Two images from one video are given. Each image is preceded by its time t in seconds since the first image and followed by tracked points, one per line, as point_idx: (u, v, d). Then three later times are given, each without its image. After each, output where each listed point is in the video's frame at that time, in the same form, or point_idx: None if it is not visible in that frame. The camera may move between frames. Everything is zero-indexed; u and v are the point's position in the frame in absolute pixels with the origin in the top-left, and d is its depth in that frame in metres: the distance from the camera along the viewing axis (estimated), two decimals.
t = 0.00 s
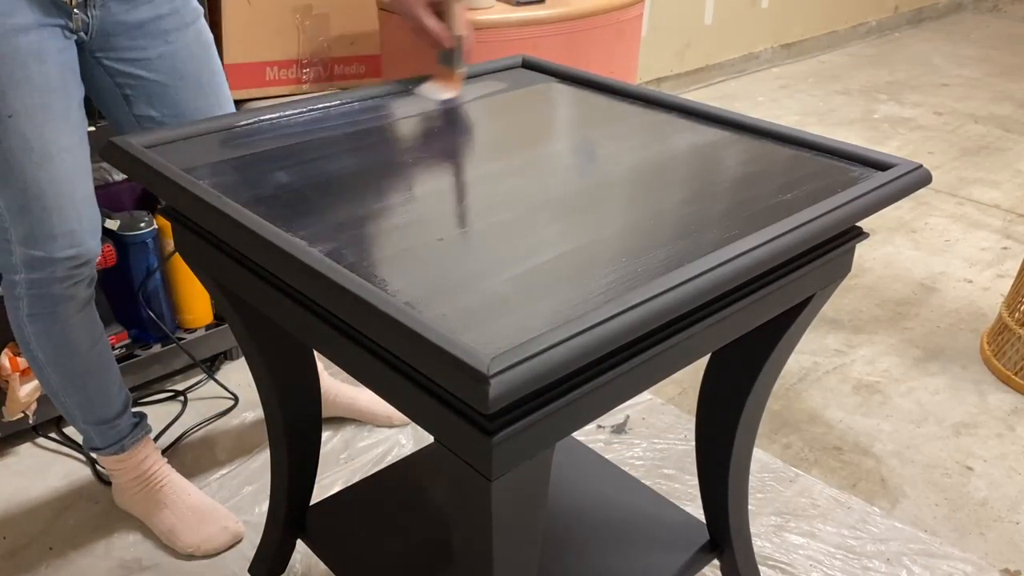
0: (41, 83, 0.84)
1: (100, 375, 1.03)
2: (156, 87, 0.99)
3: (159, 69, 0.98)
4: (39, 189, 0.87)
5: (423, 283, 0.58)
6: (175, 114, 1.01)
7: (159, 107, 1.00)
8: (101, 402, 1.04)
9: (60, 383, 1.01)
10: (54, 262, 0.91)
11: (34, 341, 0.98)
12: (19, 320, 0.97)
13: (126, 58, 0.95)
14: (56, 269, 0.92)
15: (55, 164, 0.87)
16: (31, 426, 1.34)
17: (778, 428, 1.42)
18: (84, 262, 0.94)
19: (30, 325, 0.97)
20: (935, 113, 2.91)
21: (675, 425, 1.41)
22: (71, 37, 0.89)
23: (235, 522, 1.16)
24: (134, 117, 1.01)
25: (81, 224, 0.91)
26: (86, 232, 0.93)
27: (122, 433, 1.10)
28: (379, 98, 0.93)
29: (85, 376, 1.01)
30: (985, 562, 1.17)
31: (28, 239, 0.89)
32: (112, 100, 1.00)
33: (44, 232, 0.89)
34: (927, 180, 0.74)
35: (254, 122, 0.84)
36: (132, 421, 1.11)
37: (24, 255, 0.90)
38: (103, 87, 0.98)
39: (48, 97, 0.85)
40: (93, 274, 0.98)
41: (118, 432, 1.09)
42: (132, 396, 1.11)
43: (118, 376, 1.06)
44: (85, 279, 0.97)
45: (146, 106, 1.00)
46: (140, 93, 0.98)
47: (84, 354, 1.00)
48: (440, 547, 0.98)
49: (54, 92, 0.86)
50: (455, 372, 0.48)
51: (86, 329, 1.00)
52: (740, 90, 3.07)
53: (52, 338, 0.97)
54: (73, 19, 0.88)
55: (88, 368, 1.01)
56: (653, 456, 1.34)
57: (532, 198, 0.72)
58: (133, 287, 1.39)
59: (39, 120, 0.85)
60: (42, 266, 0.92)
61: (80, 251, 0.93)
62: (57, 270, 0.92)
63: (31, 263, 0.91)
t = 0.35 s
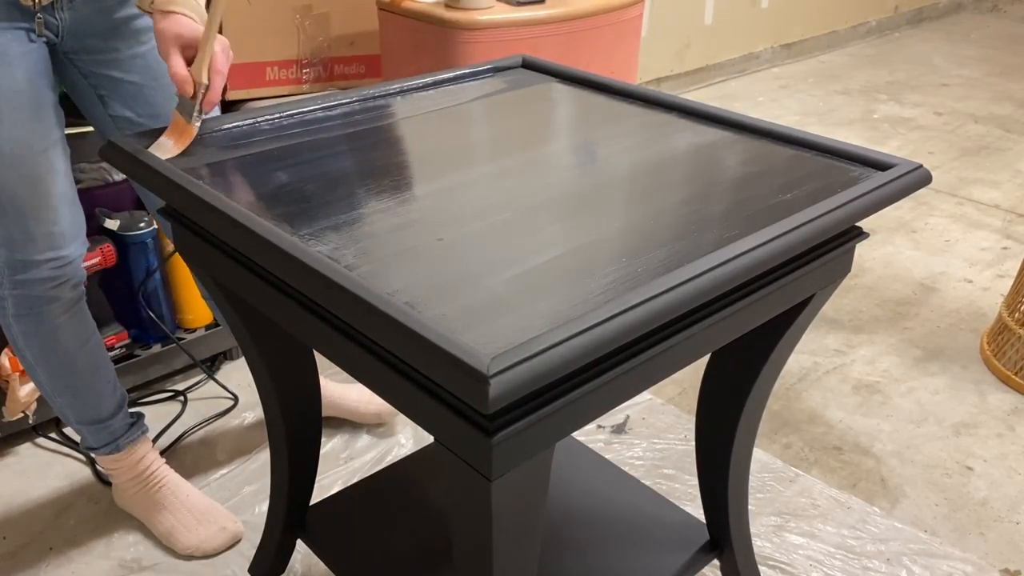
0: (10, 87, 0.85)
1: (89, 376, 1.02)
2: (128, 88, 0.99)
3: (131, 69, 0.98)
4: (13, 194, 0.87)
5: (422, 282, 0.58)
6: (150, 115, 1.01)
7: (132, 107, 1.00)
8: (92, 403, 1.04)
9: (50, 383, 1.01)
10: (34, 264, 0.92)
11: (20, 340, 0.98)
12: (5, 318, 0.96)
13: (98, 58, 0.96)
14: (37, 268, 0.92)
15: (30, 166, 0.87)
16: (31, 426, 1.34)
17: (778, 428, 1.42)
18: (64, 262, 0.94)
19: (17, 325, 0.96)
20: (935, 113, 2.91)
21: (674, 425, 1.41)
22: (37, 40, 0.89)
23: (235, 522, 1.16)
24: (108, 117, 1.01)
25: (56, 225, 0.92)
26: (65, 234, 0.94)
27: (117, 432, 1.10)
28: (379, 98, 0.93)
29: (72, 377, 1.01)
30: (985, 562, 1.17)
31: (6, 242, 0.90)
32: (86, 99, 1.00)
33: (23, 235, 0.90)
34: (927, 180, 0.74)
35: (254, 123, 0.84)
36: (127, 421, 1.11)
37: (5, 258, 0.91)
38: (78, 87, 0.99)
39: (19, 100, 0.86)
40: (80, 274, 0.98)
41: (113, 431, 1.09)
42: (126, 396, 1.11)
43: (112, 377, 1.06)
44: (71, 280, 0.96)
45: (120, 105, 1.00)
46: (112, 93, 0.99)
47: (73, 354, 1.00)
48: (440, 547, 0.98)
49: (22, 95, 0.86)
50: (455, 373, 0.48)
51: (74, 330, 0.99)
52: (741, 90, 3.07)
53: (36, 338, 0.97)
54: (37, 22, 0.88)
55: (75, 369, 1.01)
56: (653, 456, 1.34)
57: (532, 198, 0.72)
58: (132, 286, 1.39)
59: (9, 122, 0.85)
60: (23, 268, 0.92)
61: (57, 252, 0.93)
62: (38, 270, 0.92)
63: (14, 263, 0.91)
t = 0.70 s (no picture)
0: (24, 84, 0.85)
1: (98, 371, 1.03)
2: (146, 85, 0.99)
3: (148, 67, 0.98)
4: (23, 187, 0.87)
5: (422, 282, 0.58)
6: (166, 113, 1.02)
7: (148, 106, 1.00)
8: (99, 399, 1.05)
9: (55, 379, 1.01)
10: (43, 261, 0.92)
11: (31, 335, 0.98)
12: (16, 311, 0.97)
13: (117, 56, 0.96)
14: (45, 266, 0.93)
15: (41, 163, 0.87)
16: (31, 426, 1.34)
17: (778, 428, 1.42)
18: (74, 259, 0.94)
19: (25, 320, 0.97)
20: (935, 113, 2.91)
21: (675, 425, 1.41)
22: (56, 37, 0.89)
23: (236, 523, 1.16)
24: (128, 115, 1.02)
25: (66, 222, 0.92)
26: (76, 231, 0.94)
27: (119, 430, 1.10)
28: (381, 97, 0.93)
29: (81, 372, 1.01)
30: (985, 562, 1.17)
31: (18, 236, 0.90)
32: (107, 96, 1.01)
33: (33, 232, 0.90)
34: (927, 180, 0.74)
35: (254, 123, 0.84)
36: (130, 420, 1.10)
37: (16, 252, 0.91)
38: (99, 84, 1.00)
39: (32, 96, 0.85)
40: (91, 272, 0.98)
41: (115, 429, 1.09)
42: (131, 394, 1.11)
43: (119, 373, 1.06)
44: (81, 277, 0.97)
45: (137, 104, 1.01)
46: (130, 91, 1.00)
47: (81, 350, 1.00)
48: (440, 547, 0.98)
49: (36, 92, 0.86)
50: (456, 373, 0.48)
51: (81, 326, 0.99)
52: (741, 90, 3.07)
53: (45, 334, 0.98)
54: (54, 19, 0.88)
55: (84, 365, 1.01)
56: (653, 456, 1.34)
57: (533, 198, 0.72)
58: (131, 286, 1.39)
59: (24, 117, 0.85)
60: (32, 264, 0.92)
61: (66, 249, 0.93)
62: (47, 267, 0.93)
63: (22, 259, 0.92)
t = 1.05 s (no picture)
0: (120, 67, 0.86)
1: (128, 363, 1.05)
2: (222, 57, 0.99)
3: (226, 39, 0.98)
4: (94, 169, 0.89)
5: (423, 282, 0.58)
6: (233, 83, 1.01)
7: (221, 75, 1.00)
8: (126, 390, 1.06)
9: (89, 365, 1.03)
10: (107, 242, 0.94)
11: (71, 316, 1.00)
12: (62, 291, 0.98)
13: (198, 26, 0.96)
14: (108, 248, 0.95)
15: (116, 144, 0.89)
16: (31, 426, 1.34)
17: (778, 428, 1.42)
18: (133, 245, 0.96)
19: (70, 299, 0.99)
20: (935, 113, 2.91)
21: (675, 425, 1.41)
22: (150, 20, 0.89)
23: (236, 523, 1.16)
24: (194, 83, 1.01)
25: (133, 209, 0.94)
26: (139, 216, 0.96)
27: (135, 424, 1.10)
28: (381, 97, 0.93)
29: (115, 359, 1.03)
30: (985, 562, 1.17)
31: (84, 217, 0.92)
32: (176, 63, 1.00)
33: (101, 212, 0.92)
34: (927, 180, 0.74)
35: (255, 123, 0.84)
36: (145, 415, 1.11)
37: (78, 233, 0.93)
38: (171, 51, 0.99)
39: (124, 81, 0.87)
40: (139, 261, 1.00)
41: (132, 422, 1.09)
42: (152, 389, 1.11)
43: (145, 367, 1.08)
44: (131, 265, 0.99)
45: (206, 72, 1.00)
46: (203, 61, 0.99)
47: (115, 338, 1.02)
48: (440, 547, 0.98)
49: (129, 75, 0.87)
50: (455, 373, 0.48)
51: (120, 314, 1.02)
52: (741, 90, 3.07)
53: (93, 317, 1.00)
54: None
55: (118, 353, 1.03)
56: (653, 456, 1.34)
57: (533, 199, 0.72)
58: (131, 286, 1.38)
59: (110, 100, 0.86)
60: (93, 245, 0.94)
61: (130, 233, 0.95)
62: (107, 250, 0.95)
63: (86, 240, 0.94)
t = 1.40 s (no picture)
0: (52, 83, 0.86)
1: (104, 369, 1.03)
2: (166, 82, 1.00)
3: (169, 64, 0.99)
4: (40, 180, 0.88)
5: (423, 282, 0.58)
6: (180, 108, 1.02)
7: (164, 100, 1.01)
8: (106, 395, 1.05)
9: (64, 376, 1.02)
10: (58, 253, 0.93)
11: (39, 333, 0.99)
12: (27, 307, 0.98)
13: (138, 51, 0.97)
14: (61, 259, 0.93)
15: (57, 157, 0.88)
16: (31, 426, 1.33)
17: (778, 428, 1.42)
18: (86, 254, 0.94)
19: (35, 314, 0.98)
20: (935, 113, 2.91)
21: (675, 425, 1.41)
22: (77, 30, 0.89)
23: (235, 523, 1.16)
24: (142, 108, 1.02)
25: (82, 218, 0.92)
26: (90, 225, 0.94)
27: (124, 429, 1.09)
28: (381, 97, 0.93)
29: (88, 370, 1.02)
30: (985, 562, 1.17)
31: (33, 230, 0.91)
32: (121, 90, 1.01)
33: (46, 224, 0.91)
34: (927, 180, 0.74)
35: (254, 122, 0.84)
36: (134, 419, 1.10)
37: (29, 246, 0.92)
38: (116, 78, 1.00)
39: (53, 93, 0.86)
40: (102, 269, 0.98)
41: (119, 427, 1.09)
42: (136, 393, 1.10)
43: (125, 370, 1.06)
44: (93, 272, 0.97)
45: (152, 98, 1.01)
46: (148, 86, 1.00)
47: (89, 346, 1.00)
48: (440, 547, 0.98)
49: (60, 90, 0.87)
50: (455, 373, 0.48)
51: (90, 323, 1.00)
52: (741, 90, 3.07)
53: (58, 329, 0.98)
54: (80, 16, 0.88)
55: (88, 364, 1.01)
56: (653, 456, 1.34)
57: (532, 199, 0.72)
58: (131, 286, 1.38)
59: (44, 117, 0.86)
60: (45, 257, 0.93)
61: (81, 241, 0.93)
62: (60, 261, 0.93)
63: (35, 253, 0.93)
